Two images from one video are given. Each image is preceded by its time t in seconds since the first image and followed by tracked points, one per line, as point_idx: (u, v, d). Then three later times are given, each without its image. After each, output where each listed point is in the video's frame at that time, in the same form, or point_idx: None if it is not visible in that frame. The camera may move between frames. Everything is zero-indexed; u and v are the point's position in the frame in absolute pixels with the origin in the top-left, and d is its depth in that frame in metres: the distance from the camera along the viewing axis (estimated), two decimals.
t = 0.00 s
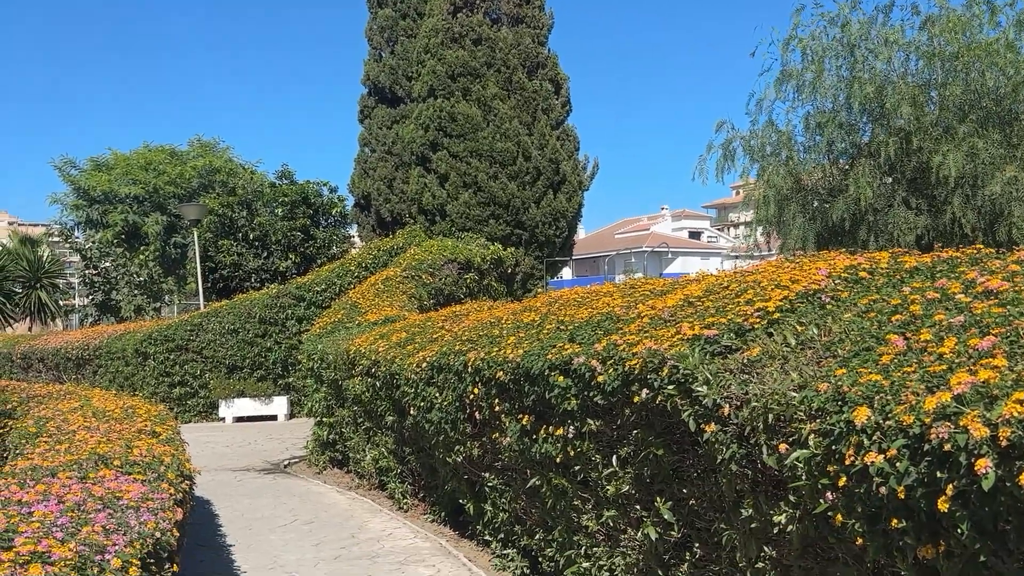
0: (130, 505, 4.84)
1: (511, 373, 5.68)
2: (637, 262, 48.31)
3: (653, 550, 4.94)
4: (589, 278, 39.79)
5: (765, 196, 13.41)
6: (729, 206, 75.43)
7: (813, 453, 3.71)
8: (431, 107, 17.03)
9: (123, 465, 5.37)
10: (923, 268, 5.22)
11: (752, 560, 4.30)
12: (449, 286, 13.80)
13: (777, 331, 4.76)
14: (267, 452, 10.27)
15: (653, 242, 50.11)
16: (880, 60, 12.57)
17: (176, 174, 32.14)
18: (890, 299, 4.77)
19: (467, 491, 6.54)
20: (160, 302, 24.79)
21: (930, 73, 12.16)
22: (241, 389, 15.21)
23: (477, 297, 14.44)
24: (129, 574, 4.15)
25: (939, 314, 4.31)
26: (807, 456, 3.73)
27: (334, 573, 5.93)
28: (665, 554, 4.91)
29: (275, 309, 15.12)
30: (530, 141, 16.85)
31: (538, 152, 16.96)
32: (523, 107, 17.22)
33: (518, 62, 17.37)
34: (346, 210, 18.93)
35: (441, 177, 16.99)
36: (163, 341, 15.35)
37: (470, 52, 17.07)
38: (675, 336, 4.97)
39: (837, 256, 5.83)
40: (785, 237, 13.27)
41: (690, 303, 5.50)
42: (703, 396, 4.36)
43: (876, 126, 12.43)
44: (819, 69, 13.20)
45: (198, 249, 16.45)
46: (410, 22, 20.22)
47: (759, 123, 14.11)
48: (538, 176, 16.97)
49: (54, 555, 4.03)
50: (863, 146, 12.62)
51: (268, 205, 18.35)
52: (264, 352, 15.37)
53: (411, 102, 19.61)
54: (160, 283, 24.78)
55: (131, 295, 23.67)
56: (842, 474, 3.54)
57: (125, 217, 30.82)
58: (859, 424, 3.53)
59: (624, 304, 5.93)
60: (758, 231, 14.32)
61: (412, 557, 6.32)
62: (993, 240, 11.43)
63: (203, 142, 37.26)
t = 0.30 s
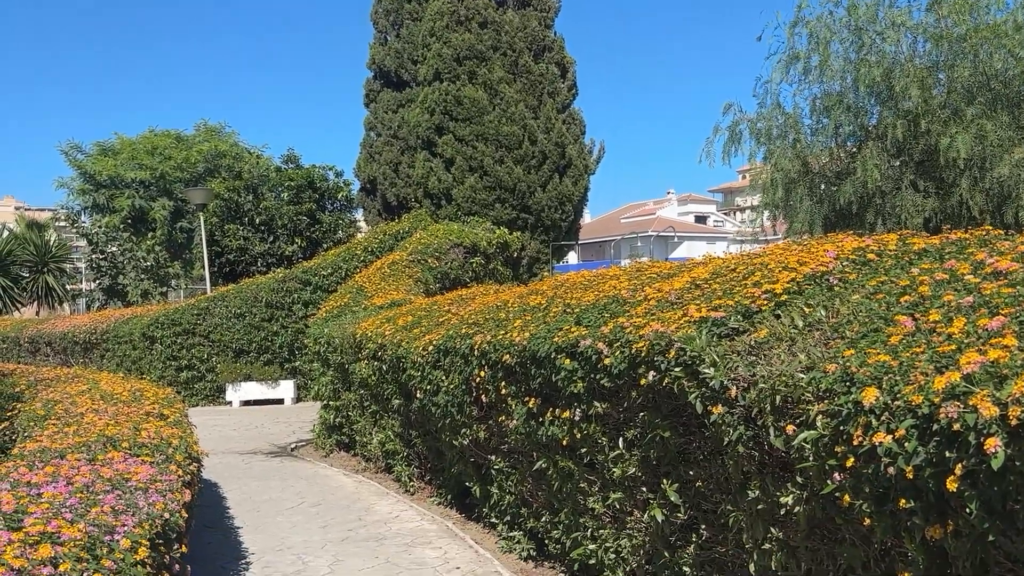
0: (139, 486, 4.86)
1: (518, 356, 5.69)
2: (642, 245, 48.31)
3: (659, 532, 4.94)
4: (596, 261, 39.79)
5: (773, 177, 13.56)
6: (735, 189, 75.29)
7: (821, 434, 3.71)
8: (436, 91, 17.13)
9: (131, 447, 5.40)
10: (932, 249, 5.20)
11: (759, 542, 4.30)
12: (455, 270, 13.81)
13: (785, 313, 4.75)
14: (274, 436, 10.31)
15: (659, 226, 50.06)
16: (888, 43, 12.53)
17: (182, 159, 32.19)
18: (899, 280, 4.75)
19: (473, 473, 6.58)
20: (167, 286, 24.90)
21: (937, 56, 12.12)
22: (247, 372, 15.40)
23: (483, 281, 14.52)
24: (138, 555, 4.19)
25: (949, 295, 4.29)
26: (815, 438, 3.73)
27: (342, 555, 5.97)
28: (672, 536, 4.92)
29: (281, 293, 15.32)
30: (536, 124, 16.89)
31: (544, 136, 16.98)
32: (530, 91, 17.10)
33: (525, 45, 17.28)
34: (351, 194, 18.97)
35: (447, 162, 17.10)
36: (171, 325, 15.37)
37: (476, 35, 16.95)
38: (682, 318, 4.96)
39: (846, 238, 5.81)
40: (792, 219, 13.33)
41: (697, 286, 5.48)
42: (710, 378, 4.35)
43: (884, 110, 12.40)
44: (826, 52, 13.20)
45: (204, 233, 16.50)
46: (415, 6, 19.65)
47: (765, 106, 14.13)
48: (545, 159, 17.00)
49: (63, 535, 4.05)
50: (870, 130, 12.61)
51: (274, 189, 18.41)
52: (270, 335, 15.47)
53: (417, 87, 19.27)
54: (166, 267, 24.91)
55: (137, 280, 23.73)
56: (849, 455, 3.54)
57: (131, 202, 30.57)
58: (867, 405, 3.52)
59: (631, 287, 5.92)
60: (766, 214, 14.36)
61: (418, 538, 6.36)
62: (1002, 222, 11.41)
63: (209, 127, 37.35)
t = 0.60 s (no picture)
0: (146, 468, 4.88)
1: (523, 339, 5.70)
2: (648, 229, 48.23)
3: (665, 513, 4.95)
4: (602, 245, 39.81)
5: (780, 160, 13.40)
6: (741, 174, 75.01)
7: (828, 415, 3.70)
8: (441, 74, 17.04)
9: (139, 429, 5.42)
10: (940, 231, 5.18)
11: (765, 523, 4.29)
12: (460, 254, 13.90)
13: (791, 295, 4.74)
14: (281, 419, 10.34)
15: (665, 211, 49.97)
16: (895, 25, 12.46)
17: (187, 143, 32.25)
18: (907, 261, 4.74)
19: (479, 456, 6.61)
20: (173, 271, 25.02)
21: (945, 38, 12.11)
22: (254, 356, 15.60)
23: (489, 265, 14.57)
24: (146, 535, 4.23)
25: (956, 275, 4.28)
26: (822, 419, 3.72)
27: (349, 537, 6.00)
28: (677, 518, 4.92)
29: (287, 277, 15.49)
30: (541, 108, 16.87)
31: (549, 119, 16.97)
32: (535, 74, 17.12)
33: (530, 28, 17.20)
34: (357, 178, 18.99)
35: (452, 145, 17.01)
36: (177, 309, 15.50)
37: (483, 19, 16.99)
38: (688, 301, 4.95)
39: (852, 220, 5.78)
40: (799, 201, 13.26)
41: (703, 268, 5.47)
42: (717, 360, 4.34)
43: (892, 92, 12.34)
44: (832, 34, 13.13)
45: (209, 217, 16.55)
46: None
47: (771, 88, 14.10)
48: (550, 143, 16.97)
49: (72, 515, 4.07)
50: (878, 113, 12.54)
51: (279, 173, 18.44)
52: (277, 320, 15.75)
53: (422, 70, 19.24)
54: (172, 252, 24.99)
55: (143, 264, 23.74)
56: (857, 435, 3.52)
57: (138, 185, 30.79)
58: (875, 385, 3.50)
59: (636, 269, 5.91)
60: (773, 198, 14.27)
61: (425, 520, 6.39)
62: (1009, 204, 11.47)
63: (214, 111, 37.42)
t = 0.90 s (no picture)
0: (153, 449, 4.90)
1: (528, 323, 5.71)
2: (653, 214, 48.24)
3: (670, 496, 4.96)
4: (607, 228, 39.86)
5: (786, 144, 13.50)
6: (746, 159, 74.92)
7: (835, 395, 3.68)
8: (446, 58, 16.96)
9: (146, 411, 5.44)
10: (947, 213, 5.16)
11: (770, 504, 4.28)
12: (465, 239, 13.97)
13: (797, 277, 4.73)
14: (286, 403, 10.37)
15: (669, 196, 49.95)
16: (902, 7, 12.37)
17: (192, 129, 32.32)
18: (913, 243, 4.72)
19: (485, 439, 6.64)
20: (178, 256, 25.23)
21: (952, 21, 11.99)
22: (259, 341, 15.62)
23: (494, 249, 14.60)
24: (154, 515, 4.26)
25: (964, 256, 4.26)
26: (828, 400, 3.70)
27: (355, 519, 6.03)
28: (682, 500, 4.93)
29: (293, 262, 15.56)
30: (546, 92, 16.83)
31: (554, 103, 16.95)
32: (540, 58, 17.05)
33: (536, 12, 17.21)
34: (361, 163, 19.01)
35: (457, 130, 17.04)
36: (183, 294, 15.48)
37: (487, 2, 16.87)
38: (694, 284, 4.94)
39: (859, 202, 5.76)
40: (805, 184, 13.24)
41: (709, 251, 5.46)
42: (722, 342, 4.33)
43: (898, 76, 12.31)
44: (839, 17, 13.09)
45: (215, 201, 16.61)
46: None
47: (777, 71, 14.08)
48: (555, 128, 17.03)
49: (80, 495, 4.09)
50: (884, 96, 12.48)
51: (284, 157, 18.47)
52: (282, 305, 15.84)
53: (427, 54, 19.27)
54: (178, 237, 25.26)
55: (149, 249, 24.24)
56: (863, 416, 3.49)
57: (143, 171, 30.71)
58: (881, 365, 3.47)
59: (642, 253, 5.90)
60: (778, 182, 14.35)
61: (431, 503, 6.41)
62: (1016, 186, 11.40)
63: (219, 96, 37.48)
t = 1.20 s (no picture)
0: (160, 431, 4.92)
1: (534, 306, 5.71)
2: (657, 200, 48.28)
3: (675, 478, 4.94)
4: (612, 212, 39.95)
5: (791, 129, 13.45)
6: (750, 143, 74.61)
7: (840, 376, 3.57)
8: (451, 42, 17.05)
9: (152, 394, 5.46)
10: (954, 195, 5.15)
11: (775, 486, 4.25)
12: (469, 223, 13.97)
13: (803, 260, 4.71)
14: (292, 387, 10.45)
15: (674, 181, 49.95)
16: None
17: (197, 114, 32.42)
18: (920, 225, 4.72)
19: (490, 423, 6.67)
20: (183, 241, 25.48)
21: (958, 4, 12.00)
22: (264, 326, 15.76)
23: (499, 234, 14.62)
24: (162, 495, 4.28)
25: (972, 237, 4.25)
26: (833, 381, 3.59)
27: (360, 502, 6.06)
28: (687, 483, 4.92)
29: (297, 247, 15.72)
30: (551, 76, 16.75)
31: (559, 87, 16.81)
32: (545, 42, 16.94)
33: None
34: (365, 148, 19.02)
35: (462, 114, 17.06)
36: (188, 278, 15.66)
37: None
38: (700, 266, 4.92)
39: (866, 185, 5.74)
40: (811, 167, 13.22)
41: (715, 234, 5.45)
42: (728, 324, 4.28)
43: (905, 58, 12.36)
44: None
45: (219, 185, 16.73)
46: None
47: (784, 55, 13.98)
48: (560, 112, 16.84)
49: (87, 476, 4.09)
50: (890, 79, 12.51)
51: (289, 142, 18.51)
52: (287, 289, 16.01)
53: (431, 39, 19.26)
54: (182, 222, 25.60)
55: (154, 234, 24.48)
56: (869, 396, 3.39)
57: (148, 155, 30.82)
58: (888, 346, 3.35)
59: (647, 236, 5.89)
60: (784, 167, 14.36)
61: (436, 486, 6.44)
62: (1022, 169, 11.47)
63: (223, 81, 37.51)
